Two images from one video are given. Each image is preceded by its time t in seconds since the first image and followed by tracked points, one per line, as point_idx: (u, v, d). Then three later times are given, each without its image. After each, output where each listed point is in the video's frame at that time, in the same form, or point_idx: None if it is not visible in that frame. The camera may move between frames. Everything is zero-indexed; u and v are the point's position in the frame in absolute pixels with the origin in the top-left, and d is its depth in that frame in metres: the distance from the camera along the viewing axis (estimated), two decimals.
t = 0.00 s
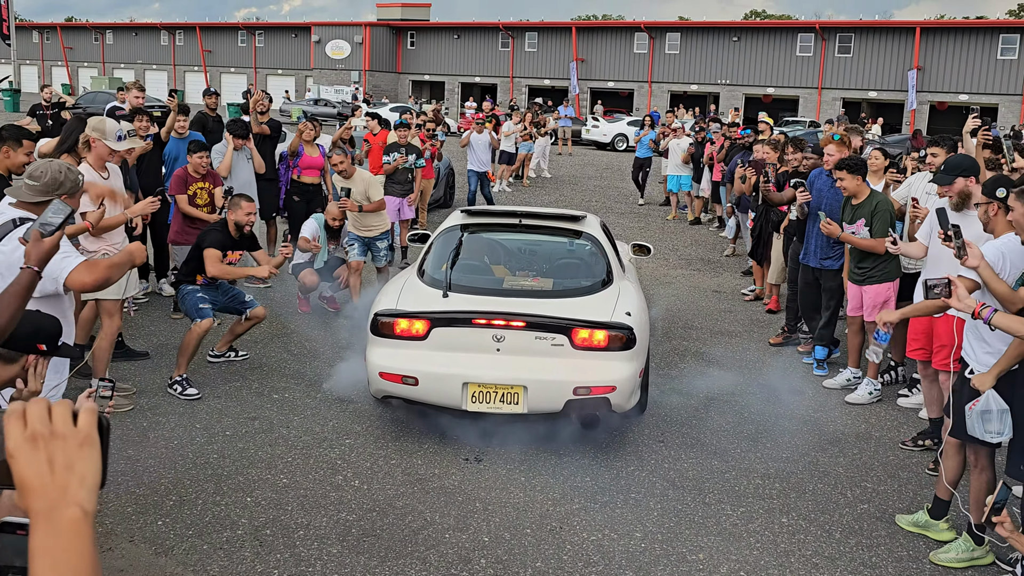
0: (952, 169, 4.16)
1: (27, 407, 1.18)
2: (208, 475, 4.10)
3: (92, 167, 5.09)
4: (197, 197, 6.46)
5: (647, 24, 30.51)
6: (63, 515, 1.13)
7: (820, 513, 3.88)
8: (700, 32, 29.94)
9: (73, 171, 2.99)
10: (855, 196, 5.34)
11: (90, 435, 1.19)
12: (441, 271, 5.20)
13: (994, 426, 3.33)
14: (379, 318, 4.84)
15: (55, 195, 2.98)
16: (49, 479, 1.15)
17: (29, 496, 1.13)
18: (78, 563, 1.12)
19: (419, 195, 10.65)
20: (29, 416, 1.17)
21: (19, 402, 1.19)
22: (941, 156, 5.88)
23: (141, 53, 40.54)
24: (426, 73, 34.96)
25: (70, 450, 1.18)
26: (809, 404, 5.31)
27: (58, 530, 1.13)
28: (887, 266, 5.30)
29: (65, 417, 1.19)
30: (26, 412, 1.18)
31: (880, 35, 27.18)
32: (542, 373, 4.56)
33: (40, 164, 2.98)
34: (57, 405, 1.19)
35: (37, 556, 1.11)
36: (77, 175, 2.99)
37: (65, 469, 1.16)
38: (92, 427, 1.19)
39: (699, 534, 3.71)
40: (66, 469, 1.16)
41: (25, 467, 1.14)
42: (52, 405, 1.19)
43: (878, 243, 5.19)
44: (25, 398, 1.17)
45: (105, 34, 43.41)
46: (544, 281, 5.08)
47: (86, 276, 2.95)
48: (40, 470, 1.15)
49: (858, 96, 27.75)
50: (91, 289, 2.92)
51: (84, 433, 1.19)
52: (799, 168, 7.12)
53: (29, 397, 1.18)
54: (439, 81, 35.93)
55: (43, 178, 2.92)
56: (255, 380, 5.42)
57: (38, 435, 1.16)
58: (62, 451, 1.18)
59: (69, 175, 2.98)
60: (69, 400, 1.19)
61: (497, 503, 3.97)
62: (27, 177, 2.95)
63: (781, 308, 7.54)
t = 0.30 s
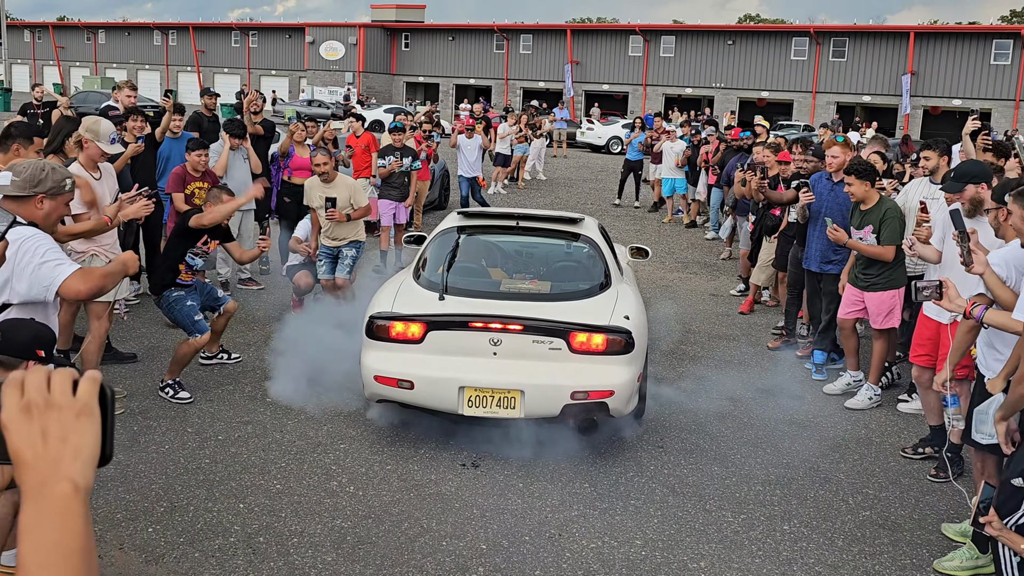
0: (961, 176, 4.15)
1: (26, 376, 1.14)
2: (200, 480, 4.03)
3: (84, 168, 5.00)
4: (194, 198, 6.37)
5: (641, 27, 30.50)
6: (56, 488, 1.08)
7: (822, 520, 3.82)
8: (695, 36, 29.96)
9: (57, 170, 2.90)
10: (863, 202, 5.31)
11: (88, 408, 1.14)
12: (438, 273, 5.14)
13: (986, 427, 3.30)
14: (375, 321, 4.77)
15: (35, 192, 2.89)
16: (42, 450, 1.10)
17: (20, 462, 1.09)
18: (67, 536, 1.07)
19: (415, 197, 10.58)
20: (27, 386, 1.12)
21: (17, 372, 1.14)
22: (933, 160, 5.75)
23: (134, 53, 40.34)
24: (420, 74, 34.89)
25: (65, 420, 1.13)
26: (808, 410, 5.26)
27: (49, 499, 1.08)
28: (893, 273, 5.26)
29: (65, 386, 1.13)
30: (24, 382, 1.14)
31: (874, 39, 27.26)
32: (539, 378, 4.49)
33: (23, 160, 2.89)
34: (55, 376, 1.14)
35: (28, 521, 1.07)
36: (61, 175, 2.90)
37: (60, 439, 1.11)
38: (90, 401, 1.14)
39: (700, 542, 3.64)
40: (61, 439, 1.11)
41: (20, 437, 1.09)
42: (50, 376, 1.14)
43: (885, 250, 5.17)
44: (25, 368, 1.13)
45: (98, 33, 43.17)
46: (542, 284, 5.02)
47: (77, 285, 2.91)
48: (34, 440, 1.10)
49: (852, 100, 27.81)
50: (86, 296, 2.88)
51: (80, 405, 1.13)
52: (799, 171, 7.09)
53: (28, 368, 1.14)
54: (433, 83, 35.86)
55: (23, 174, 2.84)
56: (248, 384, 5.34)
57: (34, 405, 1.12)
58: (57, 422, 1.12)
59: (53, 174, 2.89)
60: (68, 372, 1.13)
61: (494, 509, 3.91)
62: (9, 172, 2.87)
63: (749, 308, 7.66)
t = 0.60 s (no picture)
0: (962, 180, 4.17)
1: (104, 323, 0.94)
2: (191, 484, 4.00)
3: (72, 168, 4.92)
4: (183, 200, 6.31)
5: (633, 30, 30.55)
6: (152, 436, 0.91)
7: (821, 525, 3.80)
8: (686, 39, 30.04)
9: (41, 177, 2.88)
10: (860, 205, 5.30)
11: (176, 356, 0.95)
12: (434, 269, 5.09)
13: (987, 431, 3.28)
14: (371, 314, 4.73)
15: (18, 200, 2.83)
16: (133, 402, 0.91)
17: (112, 418, 0.90)
18: (176, 501, 0.90)
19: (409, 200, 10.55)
20: (106, 333, 0.93)
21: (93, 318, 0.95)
22: (911, 161, 5.72)
23: (122, 53, 40.12)
24: (411, 76, 34.82)
25: (155, 370, 0.94)
26: (803, 413, 5.24)
27: (148, 455, 0.90)
28: (891, 276, 5.26)
29: (148, 332, 0.95)
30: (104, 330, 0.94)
31: (865, 44, 27.39)
32: (533, 369, 4.46)
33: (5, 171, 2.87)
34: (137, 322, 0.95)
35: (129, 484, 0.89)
36: (45, 181, 2.88)
37: (151, 390, 0.93)
38: (177, 348, 0.95)
39: (698, 547, 3.61)
40: (152, 389, 0.93)
41: (108, 389, 0.90)
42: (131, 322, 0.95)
43: (881, 255, 5.18)
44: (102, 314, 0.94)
45: (86, 33, 42.97)
46: (536, 280, 4.99)
47: (80, 304, 2.82)
48: (123, 389, 0.91)
49: (842, 104, 27.93)
50: (85, 314, 2.80)
51: (168, 353, 0.94)
52: (792, 172, 7.06)
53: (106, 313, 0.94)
54: (424, 85, 35.80)
55: (7, 179, 2.79)
56: (240, 386, 5.28)
57: (120, 354, 0.93)
58: (146, 371, 0.93)
59: (36, 180, 2.86)
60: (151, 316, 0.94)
61: (490, 513, 3.86)
62: None
63: (742, 312, 7.66)
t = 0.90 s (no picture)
0: (955, 185, 4.22)
1: (170, 317, 0.96)
2: (184, 490, 3.99)
3: (62, 170, 4.87)
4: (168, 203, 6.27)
5: (622, 33, 30.62)
6: (231, 421, 0.90)
7: (816, 529, 3.81)
8: (675, 41, 30.15)
9: (38, 178, 2.86)
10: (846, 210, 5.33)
11: (242, 343, 0.96)
12: (426, 269, 5.09)
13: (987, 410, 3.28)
14: (362, 312, 4.73)
15: (17, 204, 2.81)
16: (208, 389, 0.91)
17: (190, 408, 0.90)
18: (263, 481, 0.89)
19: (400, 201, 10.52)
20: (172, 325, 0.94)
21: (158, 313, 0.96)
22: (889, 165, 5.69)
23: (109, 54, 39.87)
24: (399, 78, 34.72)
25: (225, 359, 0.94)
26: (796, 416, 5.24)
27: (230, 439, 0.89)
28: (881, 278, 5.25)
29: (213, 324, 0.96)
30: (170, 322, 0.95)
31: (852, 47, 27.56)
32: (521, 367, 4.46)
33: None
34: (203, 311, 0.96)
35: (216, 468, 0.88)
36: (42, 182, 2.87)
37: (224, 377, 0.93)
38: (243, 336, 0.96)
39: (694, 551, 3.61)
40: (225, 377, 0.93)
41: (182, 377, 0.91)
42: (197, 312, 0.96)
43: (864, 257, 5.19)
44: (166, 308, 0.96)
45: (72, 33, 42.66)
46: (526, 280, 4.98)
47: (95, 303, 2.94)
48: (199, 379, 0.91)
49: (830, 107, 28.08)
50: (103, 313, 2.91)
51: (236, 343, 0.95)
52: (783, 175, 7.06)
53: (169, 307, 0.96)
54: (413, 87, 35.73)
55: (7, 182, 2.77)
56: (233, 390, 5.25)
57: (191, 344, 0.94)
58: (218, 360, 0.94)
59: (34, 181, 2.85)
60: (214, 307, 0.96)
61: (485, 517, 3.85)
62: None
63: (733, 314, 7.69)
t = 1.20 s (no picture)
0: (942, 184, 4.27)
1: (210, 394, 1.03)
2: (176, 497, 3.97)
3: (50, 175, 4.83)
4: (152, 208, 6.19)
5: (606, 35, 30.69)
6: (270, 494, 0.97)
7: (810, 529, 3.83)
8: (660, 43, 30.27)
9: (23, 175, 2.80)
10: (829, 214, 5.36)
11: (276, 420, 1.03)
12: (412, 271, 5.07)
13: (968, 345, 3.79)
14: (347, 316, 4.72)
15: (6, 205, 2.77)
16: (247, 463, 0.98)
17: (231, 481, 0.97)
18: (299, 554, 0.96)
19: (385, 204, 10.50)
20: (213, 402, 1.02)
21: (197, 390, 1.03)
22: (874, 164, 5.76)
23: (90, 57, 39.53)
24: (384, 80, 34.65)
25: (261, 433, 1.01)
26: (786, 417, 5.26)
27: (268, 511, 0.96)
28: (866, 279, 5.26)
29: (249, 400, 1.04)
30: (211, 399, 1.03)
31: (835, 49, 27.76)
32: (505, 370, 4.45)
33: None
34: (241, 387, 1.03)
35: (255, 540, 0.95)
36: (28, 179, 2.81)
37: (262, 452, 1.00)
38: (277, 413, 1.04)
39: (690, 553, 3.61)
40: (262, 452, 1.00)
41: (224, 452, 0.98)
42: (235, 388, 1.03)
43: (846, 257, 5.22)
44: (206, 384, 1.02)
45: (52, 36, 42.29)
46: (512, 282, 4.97)
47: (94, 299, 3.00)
48: (238, 454, 0.99)
49: (814, 108, 28.25)
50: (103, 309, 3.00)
51: (272, 419, 1.03)
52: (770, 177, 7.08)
53: (209, 384, 1.03)
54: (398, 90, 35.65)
55: None
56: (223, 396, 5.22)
57: (230, 419, 1.01)
58: (255, 436, 1.01)
59: (20, 180, 2.79)
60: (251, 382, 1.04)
61: (480, 522, 3.84)
62: None
63: (720, 314, 7.73)
